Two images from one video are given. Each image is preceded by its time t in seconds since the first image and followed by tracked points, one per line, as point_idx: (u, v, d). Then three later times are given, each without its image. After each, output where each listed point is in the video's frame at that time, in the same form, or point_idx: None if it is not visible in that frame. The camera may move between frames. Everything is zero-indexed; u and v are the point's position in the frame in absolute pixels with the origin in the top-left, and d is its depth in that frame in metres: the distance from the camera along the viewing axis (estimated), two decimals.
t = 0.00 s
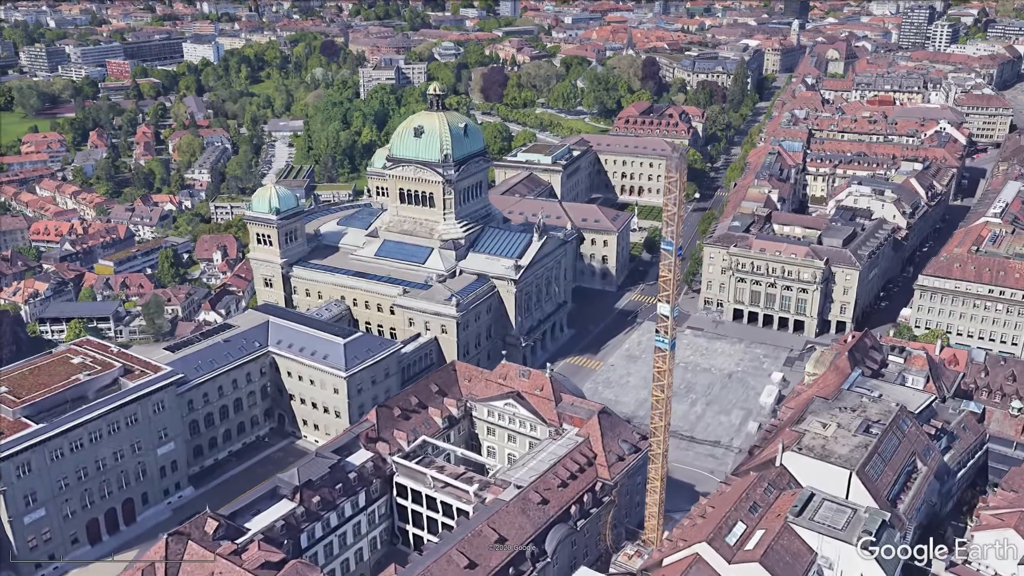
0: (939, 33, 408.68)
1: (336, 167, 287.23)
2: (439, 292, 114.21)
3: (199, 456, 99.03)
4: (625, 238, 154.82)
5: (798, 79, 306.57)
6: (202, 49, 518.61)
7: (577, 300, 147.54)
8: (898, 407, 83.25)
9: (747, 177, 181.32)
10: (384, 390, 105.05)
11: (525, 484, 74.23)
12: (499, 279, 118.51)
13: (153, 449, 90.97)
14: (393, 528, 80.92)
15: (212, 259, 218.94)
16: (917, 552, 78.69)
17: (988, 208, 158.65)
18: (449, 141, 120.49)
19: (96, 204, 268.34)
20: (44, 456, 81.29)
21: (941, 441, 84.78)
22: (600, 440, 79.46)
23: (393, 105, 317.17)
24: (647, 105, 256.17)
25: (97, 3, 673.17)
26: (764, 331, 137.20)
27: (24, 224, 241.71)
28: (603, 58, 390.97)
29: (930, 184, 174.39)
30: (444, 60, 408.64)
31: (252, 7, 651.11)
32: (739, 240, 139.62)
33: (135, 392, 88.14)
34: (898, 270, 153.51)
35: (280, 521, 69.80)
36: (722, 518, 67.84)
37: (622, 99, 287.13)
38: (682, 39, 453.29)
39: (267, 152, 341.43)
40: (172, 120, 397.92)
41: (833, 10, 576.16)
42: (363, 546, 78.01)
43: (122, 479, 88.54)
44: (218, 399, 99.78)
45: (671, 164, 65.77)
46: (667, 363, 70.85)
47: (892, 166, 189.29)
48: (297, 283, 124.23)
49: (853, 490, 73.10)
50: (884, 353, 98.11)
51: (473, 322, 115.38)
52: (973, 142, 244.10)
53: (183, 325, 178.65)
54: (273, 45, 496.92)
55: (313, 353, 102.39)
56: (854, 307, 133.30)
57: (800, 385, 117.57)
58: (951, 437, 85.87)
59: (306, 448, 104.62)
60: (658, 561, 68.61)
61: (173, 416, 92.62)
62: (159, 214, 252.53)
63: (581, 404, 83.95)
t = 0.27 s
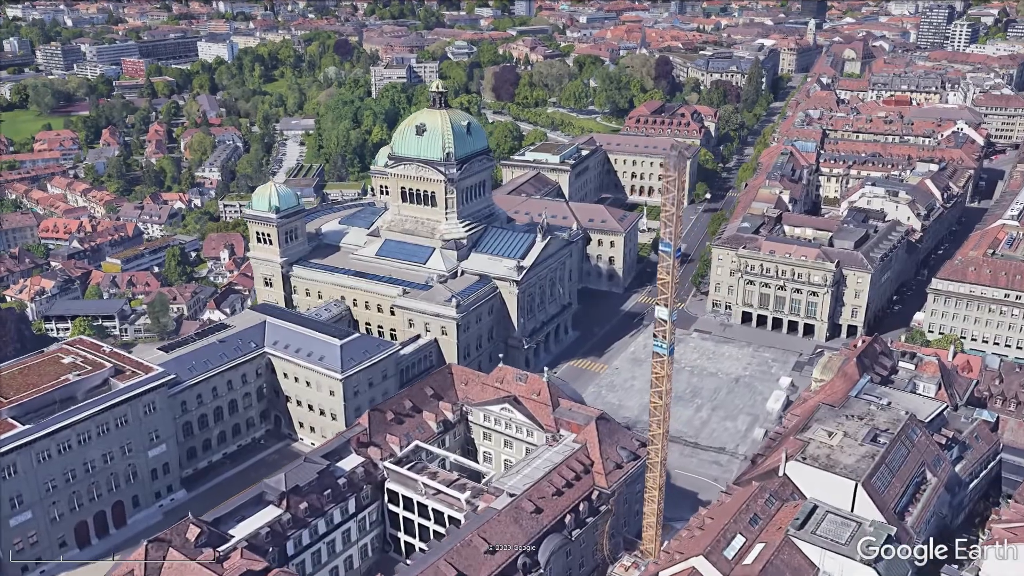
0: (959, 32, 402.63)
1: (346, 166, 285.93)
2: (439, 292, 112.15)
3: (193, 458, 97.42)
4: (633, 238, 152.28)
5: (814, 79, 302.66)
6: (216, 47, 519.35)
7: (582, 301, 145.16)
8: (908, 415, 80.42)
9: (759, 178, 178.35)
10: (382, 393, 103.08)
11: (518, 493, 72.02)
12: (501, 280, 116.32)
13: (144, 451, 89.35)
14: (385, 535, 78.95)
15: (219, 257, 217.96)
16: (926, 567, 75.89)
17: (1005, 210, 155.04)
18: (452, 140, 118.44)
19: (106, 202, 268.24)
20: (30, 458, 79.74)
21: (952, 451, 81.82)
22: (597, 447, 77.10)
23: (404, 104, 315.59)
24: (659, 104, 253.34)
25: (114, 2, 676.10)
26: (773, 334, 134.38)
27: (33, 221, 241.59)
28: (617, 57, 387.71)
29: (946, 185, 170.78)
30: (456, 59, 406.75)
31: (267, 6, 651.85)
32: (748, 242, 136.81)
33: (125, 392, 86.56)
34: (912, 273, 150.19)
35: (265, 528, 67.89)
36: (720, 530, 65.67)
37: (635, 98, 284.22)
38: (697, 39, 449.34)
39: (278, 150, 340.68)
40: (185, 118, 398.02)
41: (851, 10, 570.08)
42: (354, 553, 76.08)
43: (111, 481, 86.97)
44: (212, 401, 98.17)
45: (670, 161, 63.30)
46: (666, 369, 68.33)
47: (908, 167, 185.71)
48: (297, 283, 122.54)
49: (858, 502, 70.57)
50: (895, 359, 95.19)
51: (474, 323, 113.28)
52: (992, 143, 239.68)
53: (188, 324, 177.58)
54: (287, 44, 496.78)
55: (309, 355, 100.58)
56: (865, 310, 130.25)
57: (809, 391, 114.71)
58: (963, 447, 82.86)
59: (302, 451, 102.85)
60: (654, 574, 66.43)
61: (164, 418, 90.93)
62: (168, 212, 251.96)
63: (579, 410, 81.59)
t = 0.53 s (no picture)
0: (977, 32, 396.95)
1: (355, 165, 284.59)
2: (439, 293, 110.16)
3: (186, 460, 95.79)
4: (640, 239, 149.81)
5: (829, 78, 298.82)
6: (230, 46, 519.98)
7: (588, 303, 142.81)
8: (917, 424, 77.71)
9: (770, 178, 175.46)
10: (379, 395, 101.17)
11: (512, 501, 69.88)
12: (503, 281, 114.19)
13: (135, 453, 87.77)
14: (376, 542, 76.95)
15: (226, 256, 216.94)
16: None
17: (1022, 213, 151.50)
18: (454, 138, 116.42)
19: (115, 200, 268.00)
20: (17, 460, 78.25)
21: (963, 461, 78.98)
22: (595, 454, 74.80)
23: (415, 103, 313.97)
24: (670, 104, 250.56)
25: (130, 1, 678.70)
26: (783, 338, 131.59)
27: (42, 218, 241.38)
28: (630, 56, 384.83)
29: (962, 187, 167.27)
30: (469, 58, 404.99)
31: (282, 5, 652.38)
32: (757, 243, 134.12)
33: (116, 393, 85.01)
34: (925, 277, 146.97)
35: (250, 535, 66.03)
36: (718, 544, 64.05)
37: (646, 97, 281.34)
38: (711, 38, 445.53)
39: (289, 149, 339.89)
40: (197, 116, 398.07)
41: (869, 9, 564.42)
42: (344, 561, 74.15)
43: (101, 484, 85.44)
44: (207, 402, 96.58)
45: (669, 160, 60.91)
46: (664, 375, 66.05)
47: (923, 168, 182.19)
48: (297, 283, 120.85)
49: (864, 514, 67.59)
50: (905, 366, 92.36)
51: (475, 325, 111.20)
52: (1010, 144, 235.39)
53: (192, 322, 176.42)
54: (300, 43, 496.59)
55: (305, 356, 98.80)
56: (877, 314, 127.27)
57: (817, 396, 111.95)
58: (975, 457, 80.02)
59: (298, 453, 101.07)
60: None
61: (156, 420, 89.31)
62: (176, 210, 251.35)
63: (577, 415, 79.35)
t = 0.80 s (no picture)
0: (996, 32, 391.11)
1: (364, 163, 283.17)
2: (440, 294, 108.16)
3: (179, 462, 94.28)
4: (647, 240, 147.35)
5: (844, 78, 294.89)
6: (244, 45, 520.25)
7: (594, 304, 140.53)
8: (927, 433, 75.02)
9: (781, 179, 172.57)
10: (376, 398, 99.26)
11: (504, 509, 67.75)
12: (505, 282, 112.06)
13: (126, 455, 86.31)
14: (367, 549, 74.96)
15: (233, 255, 215.91)
16: None
17: None
18: (456, 136, 114.40)
19: (125, 198, 267.72)
20: (3, 462, 76.83)
21: (974, 472, 76.13)
22: (591, 461, 72.56)
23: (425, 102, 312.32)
24: (682, 103, 247.71)
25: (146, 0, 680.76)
26: (792, 342, 128.84)
27: (51, 216, 241.12)
28: (643, 55, 381.74)
29: (978, 188, 163.75)
30: (481, 57, 403.07)
31: (297, 5, 652.81)
32: (766, 245, 131.35)
33: (106, 394, 83.55)
34: (939, 280, 143.82)
35: (234, 542, 64.28)
36: (716, 557, 62.37)
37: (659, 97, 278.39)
38: (726, 38, 441.48)
39: (300, 148, 339.05)
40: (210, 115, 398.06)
41: (886, 9, 558.22)
42: (333, 569, 72.25)
43: (91, 486, 83.99)
44: (201, 403, 95.08)
45: (666, 158, 58.13)
46: (662, 381, 63.67)
47: (938, 169, 178.69)
48: (296, 282, 119.23)
49: (869, 528, 65.27)
50: (915, 372, 89.59)
51: (476, 326, 109.28)
52: None
53: (196, 321, 175.24)
54: (313, 42, 496.28)
55: (301, 357, 97.00)
56: (889, 318, 124.34)
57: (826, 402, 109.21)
58: (987, 467, 77.21)
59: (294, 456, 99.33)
60: None
61: (148, 421, 87.83)
62: (185, 208, 250.68)
63: (574, 421, 77.12)
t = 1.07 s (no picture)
0: (1017, 31, 385.11)
1: (374, 162, 281.87)
2: (440, 295, 106.19)
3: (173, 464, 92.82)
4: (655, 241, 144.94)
5: (860, 78, 291.00)
6: (258, 44, 520.59)
7: (600, 306, 138.26)
8: (937, 442, 72.33)
9: (793, 179, 169.64)
10: (373, 401, 97.45)
11: (496, 518, 65.70)
12: (507, 283, 110.05)
13: (117, 457, 84.86)
14: (358, 557, 73.10)
15: (241, 253, 214.97)
16: None
17: None
18: (459, 134, 112.39)
19: (135, 196, 267.60)
20: None
21: (986, 484, 73.38)
22: (588, 469, 70.37)
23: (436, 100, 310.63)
24: (695, 103, 244.93)
25: None
26: (801, 346, 126.12)
27: (60, 213, 241.04)
28: (657, 55, 378.67)
29: (995, 190, 160.22)
30: (494, 56, 401.17)
31: (312, 4, 653.20)
32: (776, 247, 128.60)
33: (96, 395, 82.14)
34: (954, 283, 140.67)
35: (217, 550, 62.62)
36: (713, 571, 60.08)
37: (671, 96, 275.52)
38: (741, 37, 437.54)
39: (311, 146, 338.34)
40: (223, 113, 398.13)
41: (905, 9, 551.96)
42: None
43: (80, 488, 82.61)
44: (194, 405, 93.60)
45: (662, 156, 55.69)
46: (659, 387, 61.33)
47: (954, 170, 175.21)
48: (297, 282, 117.68)
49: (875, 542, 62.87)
50: (926, 379, 86.82)
51: (477, 328, 107.26)
52: None
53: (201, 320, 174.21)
54: (327, 41, 495.90)
55: (297, 358, 95.30)
56: (901, 323, 121.42)
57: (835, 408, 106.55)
58: (1000, 479, 74.43)
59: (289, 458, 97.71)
60: None
61: (140, 423, 86.40)
62: (194, 207, 250.15)
63: (571, 427, 74.92)
